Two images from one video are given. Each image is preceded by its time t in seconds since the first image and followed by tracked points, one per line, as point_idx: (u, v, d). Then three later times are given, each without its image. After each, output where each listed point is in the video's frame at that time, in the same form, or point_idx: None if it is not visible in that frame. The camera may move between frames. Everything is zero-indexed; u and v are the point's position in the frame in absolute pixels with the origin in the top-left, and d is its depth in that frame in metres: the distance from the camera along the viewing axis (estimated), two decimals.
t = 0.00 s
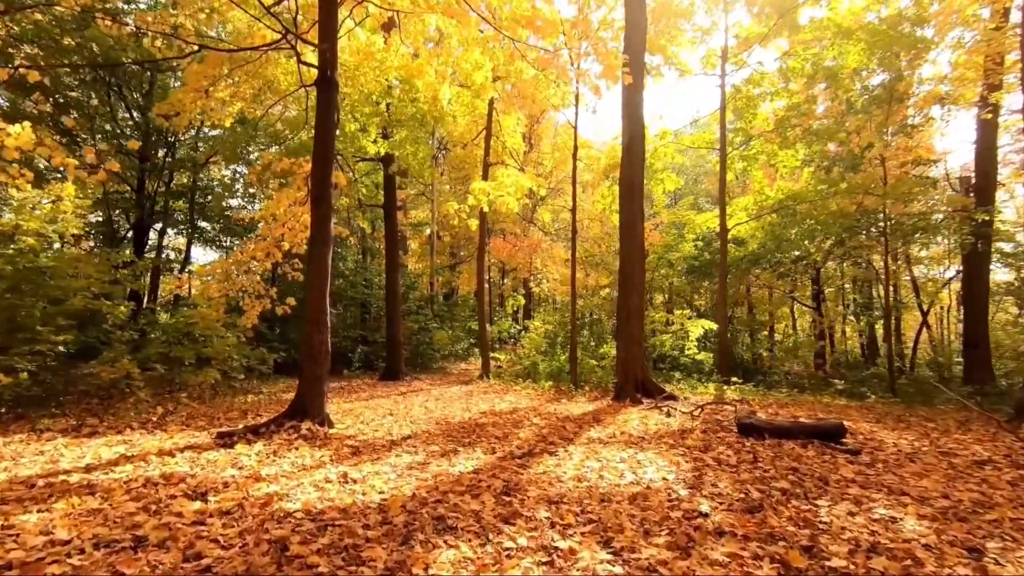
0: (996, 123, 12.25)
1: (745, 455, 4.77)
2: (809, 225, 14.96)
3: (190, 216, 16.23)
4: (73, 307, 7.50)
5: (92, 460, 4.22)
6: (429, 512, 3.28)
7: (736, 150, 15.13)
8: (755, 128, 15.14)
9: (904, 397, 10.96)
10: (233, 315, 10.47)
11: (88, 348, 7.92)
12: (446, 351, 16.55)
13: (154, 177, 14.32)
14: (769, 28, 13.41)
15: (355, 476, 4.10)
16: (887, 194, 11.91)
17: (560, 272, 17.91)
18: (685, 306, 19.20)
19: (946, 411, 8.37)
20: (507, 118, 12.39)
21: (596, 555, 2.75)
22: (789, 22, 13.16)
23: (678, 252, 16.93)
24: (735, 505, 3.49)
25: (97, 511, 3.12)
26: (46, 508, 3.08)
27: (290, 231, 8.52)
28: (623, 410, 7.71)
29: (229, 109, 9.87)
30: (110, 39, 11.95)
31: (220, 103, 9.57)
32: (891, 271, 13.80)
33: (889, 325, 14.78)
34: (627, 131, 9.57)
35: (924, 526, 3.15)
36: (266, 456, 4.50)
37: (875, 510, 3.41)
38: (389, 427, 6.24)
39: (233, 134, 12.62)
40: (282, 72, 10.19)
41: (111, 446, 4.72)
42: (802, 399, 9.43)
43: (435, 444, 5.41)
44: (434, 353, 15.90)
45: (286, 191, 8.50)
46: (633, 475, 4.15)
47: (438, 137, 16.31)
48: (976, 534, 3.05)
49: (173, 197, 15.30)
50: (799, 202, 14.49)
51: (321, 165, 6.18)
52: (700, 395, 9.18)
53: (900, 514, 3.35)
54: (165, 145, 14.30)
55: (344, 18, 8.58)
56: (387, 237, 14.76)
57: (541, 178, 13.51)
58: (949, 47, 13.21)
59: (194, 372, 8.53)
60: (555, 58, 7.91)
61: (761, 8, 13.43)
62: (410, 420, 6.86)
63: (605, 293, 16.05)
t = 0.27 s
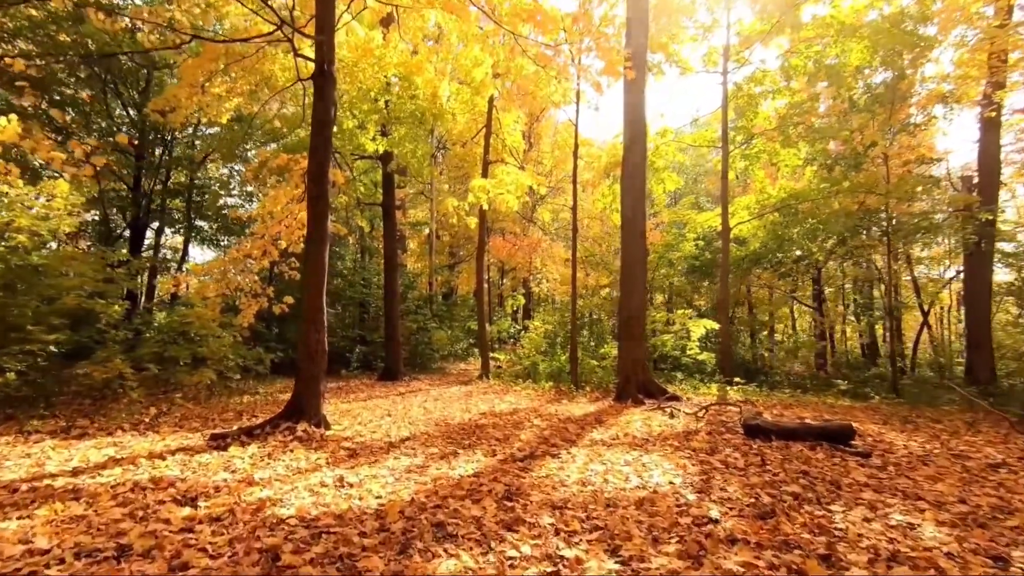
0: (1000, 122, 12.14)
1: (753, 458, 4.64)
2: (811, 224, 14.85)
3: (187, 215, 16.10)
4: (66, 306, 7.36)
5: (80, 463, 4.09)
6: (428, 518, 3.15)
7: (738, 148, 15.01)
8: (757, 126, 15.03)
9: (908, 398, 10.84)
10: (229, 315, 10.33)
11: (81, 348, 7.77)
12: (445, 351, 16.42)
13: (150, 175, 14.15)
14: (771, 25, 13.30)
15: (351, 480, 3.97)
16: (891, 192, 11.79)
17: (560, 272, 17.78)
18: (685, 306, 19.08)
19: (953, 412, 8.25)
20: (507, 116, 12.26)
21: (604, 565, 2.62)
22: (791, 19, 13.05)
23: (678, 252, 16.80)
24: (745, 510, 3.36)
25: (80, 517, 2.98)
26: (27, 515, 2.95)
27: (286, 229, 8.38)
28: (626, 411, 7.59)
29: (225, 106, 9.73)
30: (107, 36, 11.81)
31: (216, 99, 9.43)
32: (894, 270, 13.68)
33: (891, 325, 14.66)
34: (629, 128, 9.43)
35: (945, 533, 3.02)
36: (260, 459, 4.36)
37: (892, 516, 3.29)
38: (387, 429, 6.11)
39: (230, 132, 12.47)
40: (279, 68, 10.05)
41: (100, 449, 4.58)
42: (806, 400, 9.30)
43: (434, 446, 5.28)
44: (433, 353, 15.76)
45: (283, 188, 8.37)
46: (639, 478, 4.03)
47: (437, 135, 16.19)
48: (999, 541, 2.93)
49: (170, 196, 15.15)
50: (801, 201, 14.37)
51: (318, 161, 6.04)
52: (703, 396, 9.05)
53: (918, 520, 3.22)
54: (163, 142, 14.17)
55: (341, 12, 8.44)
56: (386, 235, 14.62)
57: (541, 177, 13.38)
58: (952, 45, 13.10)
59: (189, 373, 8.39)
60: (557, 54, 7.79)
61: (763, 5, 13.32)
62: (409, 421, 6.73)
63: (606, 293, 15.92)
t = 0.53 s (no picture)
0: (1003, 121, 12.02)
1: (762, 463, 4.50)
2: (813, 223, 14.71)
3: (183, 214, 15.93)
4: (56, 306, 7.19)
5: (63, 469, 3.93)
6: (425, 529, 3.00)
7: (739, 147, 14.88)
8: (758, 125, 14.90)
9: (911, 399, 10.71)
10: (224, 315, 10.16)
11: (72, 348, 7.60)
12: (444, 351, 16.26)
13: (145, 174, 13.96)
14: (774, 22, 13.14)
15: (346, 487, 3.81)
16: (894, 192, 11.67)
17: (559, 272, 17.63)
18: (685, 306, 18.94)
19: (960, 414, 8.11)
20: (506, 114, 12.11)
21: None
22: (793, 17, 12.91)
23: (678, 251, 16.66)
24: (758, 520, 3.22)
25: (58, 529, 2.83)
26: None
27: (282, 228, 8.23)
28: (627, 414, 7.45)
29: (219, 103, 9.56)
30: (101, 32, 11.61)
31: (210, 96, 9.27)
32: (896, 270, 13.56)
33: (893, 326, 14.54)
34: (630, 126, 9.29)
35: (967, 546, 2.89)
36: (252, 465, 4.21)
37: (909, 526, 3.15)
38: (384, 432, 5.96)
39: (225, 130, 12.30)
40: (275, 64, 9.88)
41: (87, 453, 4.42)
42: (810, 401, 9.16)
43: (431, 450, 5.12)
44: (431, 354, 15.61)
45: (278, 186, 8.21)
46: (644, 485, 3.88)
47: (436, 134, 16.03)
48: None
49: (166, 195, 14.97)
50: (803, 201, 14.24)
51: (313, 158, 5.89)
52: (706, 398, 8.92)
53: (938, 531, 3.08)
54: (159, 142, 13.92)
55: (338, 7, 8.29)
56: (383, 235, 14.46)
57: (541, 175, 13.24)
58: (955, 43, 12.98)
59: (182, 374, 8.23)
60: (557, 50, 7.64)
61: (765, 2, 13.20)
62: (406, 424, 6.58)
63: (605, 293, 15.78)
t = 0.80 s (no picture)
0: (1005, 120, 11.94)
1: (768, 467, 4.39)
2: (814, 223, 14.61)
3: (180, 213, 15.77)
4: (48, 306, 7.06)
5: (48, 473, 3.81)
6: (422, 538, 2.89)
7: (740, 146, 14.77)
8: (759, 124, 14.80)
9: (913, 400, 10.61)
10: (219, 315, 10.03)
11: (64, 348, 7.44)
12: (442, 351, 16.13)
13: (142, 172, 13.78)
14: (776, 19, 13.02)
15: (340, 492, 3.70)
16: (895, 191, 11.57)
17: (558, 271, 17.52)
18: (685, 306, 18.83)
19: (965, 415, 8.01)
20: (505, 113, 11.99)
21: None
22: (795, 14, 12.81)
23: (678, 251, 16.55)
24: (767, 528, 3.11)
25: (37, 539, 2.71)
26: None
27: (278, 227, 8.10)
28: (628, 415, 7.34)
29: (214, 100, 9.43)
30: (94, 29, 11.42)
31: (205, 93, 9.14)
32: (898, 270, 13.46)
33: (895, 326, 14.45)
34: (630, 124, 9.17)
35: (985, 555, 2.78)
36: (244, 470, 4.09)
37: (924, 534, 3.04)
38: (381, 435, 5.84)
39: (222, 128, 12.17)
40: (271, 61, 9.76)
41: (74, 457, 4.30)
42: (813, 402, 9.05)
43: (429, 453, 5.01)
44: (429, 354, 15.50)
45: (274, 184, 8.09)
46: (648, 490, 3.77)
47: (434, 132, 15.90)
48: None
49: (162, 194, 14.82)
50: (804, 200, 14.14)
51: (308, 154, 5.77)
52: (707, 399, 8.81)
53: (953, 539, 2.98)
54: (155, 142, 13.68)
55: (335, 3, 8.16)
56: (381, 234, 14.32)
57: (541, 174, 13.12)
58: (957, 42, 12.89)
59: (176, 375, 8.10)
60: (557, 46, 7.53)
61: None
62: (404, 426, 6.47)
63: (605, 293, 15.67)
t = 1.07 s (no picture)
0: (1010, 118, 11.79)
1: (778, 470, 4.25)
2: (817, 221, 14.47)
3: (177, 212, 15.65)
4: (38, 305, 6.92)
5: (30, 477, 3.65)
6: (419, 547, 2.74)
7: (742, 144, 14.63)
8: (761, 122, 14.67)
9: (919, 400, 10.45)
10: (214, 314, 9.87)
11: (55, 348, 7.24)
12: (441, 351, 15.97)
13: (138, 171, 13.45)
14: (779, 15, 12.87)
15: (334, 497, 3.55)
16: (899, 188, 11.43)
17: (558, 271, 17.37)
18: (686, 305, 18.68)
19: (974, 416, 7.86)
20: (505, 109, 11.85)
21: None
22: (798, 10, 12.67)
23: (680, 250, 16.41)
24: (781, 536, 2.96)
25: (12, 548, 2.56)
26: None
27: (274, 224, 7.95)
28: (631, 417, 7.20)
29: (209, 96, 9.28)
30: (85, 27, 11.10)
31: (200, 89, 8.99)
32: (902, 269, 13.32)
33: (898, 326, 14.30)
34: (632, 120, 9.03)
35: (1014, 565, 2.63)
36: (235, 473, 3.94)
37: (945, 542, 2.90)
38: (378, 437, 5.69)
39: (218, 125, 12.02)
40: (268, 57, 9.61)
41: (59, 460, 4.15)
42: (817, 403, 8.90)
43: (427, 456, 4.86)
44: (428, 354, 15.35)
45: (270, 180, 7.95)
46: (655, 495, 3.63)
47: (433, 130, 15.75)
48: None
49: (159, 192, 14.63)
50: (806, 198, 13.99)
51: (304, 148, 5.62)
52: (711, 400, 8.66)
53: (978, 547, 2.83)
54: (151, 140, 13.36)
55: None
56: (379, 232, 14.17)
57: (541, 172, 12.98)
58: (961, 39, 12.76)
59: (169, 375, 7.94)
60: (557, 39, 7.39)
61: None
62: (402, 428, 6.31)
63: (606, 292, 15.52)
